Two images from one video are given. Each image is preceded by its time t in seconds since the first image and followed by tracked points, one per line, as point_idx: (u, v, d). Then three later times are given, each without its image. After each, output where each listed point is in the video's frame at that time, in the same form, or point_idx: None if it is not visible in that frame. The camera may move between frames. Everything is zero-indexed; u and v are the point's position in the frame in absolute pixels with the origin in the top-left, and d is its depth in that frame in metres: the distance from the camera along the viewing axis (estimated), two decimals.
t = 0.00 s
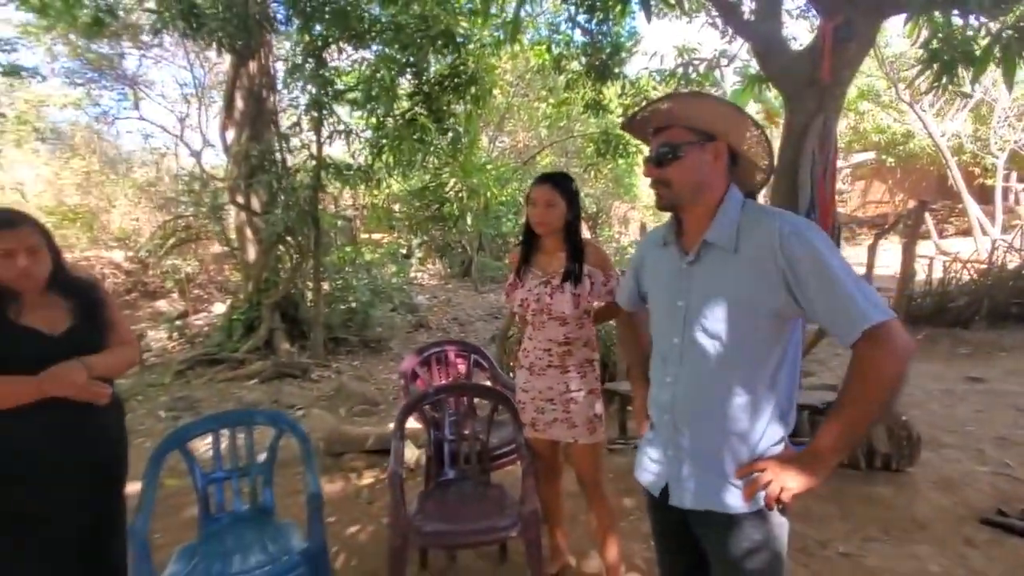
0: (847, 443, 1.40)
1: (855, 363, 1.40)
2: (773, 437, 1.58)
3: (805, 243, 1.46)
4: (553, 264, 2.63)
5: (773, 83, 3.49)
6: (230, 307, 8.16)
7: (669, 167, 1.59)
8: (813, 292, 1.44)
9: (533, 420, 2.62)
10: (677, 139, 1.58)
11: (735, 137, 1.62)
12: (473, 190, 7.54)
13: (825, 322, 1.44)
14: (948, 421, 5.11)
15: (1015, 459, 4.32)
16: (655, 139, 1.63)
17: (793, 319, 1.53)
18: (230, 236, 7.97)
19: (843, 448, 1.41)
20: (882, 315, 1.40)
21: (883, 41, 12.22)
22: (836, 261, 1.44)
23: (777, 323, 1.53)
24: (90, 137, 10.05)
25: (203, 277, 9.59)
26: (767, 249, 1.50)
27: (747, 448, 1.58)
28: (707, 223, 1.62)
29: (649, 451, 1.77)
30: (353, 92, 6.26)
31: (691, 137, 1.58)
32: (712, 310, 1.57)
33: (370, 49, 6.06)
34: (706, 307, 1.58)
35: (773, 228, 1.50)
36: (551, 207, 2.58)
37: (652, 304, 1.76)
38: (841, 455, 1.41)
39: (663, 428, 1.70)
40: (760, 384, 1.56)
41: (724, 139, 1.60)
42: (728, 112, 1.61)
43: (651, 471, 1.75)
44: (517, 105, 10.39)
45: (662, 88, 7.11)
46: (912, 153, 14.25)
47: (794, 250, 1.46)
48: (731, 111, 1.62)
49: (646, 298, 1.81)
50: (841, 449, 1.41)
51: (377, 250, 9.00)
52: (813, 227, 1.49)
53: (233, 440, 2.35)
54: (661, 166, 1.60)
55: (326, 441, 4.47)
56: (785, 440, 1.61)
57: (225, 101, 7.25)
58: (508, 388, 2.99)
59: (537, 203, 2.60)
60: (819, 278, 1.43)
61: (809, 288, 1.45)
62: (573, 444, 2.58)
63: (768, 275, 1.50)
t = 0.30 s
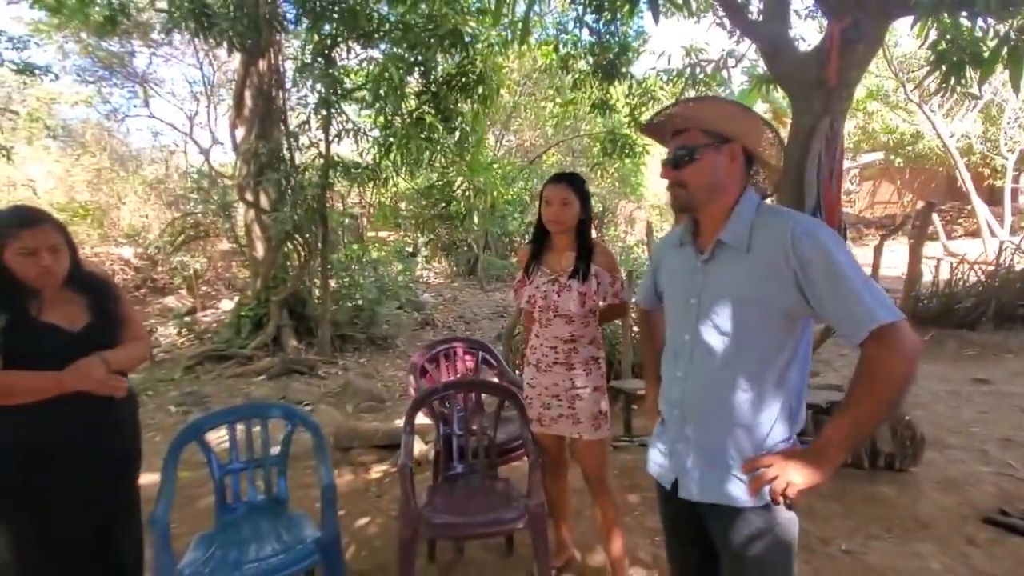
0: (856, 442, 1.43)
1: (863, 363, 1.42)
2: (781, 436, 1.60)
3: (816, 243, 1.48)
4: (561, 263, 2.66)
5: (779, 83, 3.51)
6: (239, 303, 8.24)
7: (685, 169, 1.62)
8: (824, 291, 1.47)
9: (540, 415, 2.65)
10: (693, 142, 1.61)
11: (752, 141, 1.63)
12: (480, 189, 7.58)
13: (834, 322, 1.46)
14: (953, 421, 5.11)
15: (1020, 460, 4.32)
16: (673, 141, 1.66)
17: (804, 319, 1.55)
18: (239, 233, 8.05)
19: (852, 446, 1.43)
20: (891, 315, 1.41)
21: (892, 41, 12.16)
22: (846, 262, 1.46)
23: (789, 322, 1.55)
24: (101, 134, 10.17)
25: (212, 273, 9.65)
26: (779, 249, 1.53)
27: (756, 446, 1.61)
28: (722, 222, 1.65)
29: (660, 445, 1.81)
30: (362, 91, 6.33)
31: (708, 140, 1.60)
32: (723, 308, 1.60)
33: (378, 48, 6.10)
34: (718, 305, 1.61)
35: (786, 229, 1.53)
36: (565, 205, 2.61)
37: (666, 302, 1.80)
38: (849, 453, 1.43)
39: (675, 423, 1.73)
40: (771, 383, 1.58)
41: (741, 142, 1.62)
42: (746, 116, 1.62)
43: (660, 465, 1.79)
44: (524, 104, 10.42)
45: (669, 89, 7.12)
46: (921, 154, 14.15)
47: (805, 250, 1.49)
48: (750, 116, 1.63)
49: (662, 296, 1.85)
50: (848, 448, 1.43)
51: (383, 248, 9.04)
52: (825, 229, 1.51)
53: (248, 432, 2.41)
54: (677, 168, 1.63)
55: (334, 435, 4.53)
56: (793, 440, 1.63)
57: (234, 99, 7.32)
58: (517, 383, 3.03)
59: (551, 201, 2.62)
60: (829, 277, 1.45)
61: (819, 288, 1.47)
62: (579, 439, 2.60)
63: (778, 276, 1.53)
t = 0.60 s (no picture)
0: (880, 447, 1.43)
1: (886, 368, 1.42)
2: (800, 436, 1.63)
3: (838, 245, 1.49)
4: (564, 263, 2.69)
5: (780, 85, 3.52)
6: (242, 300, 8.28)
7: (716, 156, 1.63)
8: (846, 294, 1.48)
9: (541, 410, 2.69)
10: (732, 130, 1.61)
11: (791, 143, 1.63)
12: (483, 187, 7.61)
13: (855, 325, 1.47)
14: (952, 421, 5.13)
15: (1017, 460, 4.34)
16: (713, 124, 1.67)
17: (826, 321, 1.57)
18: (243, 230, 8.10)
19: (876, 451, 1.43)
20: (914, 320, 1.41)
21: (896, 41, 12.15)
22: (868, 265, 1.46)
23: (810, 323, 1.57)
24: (105, 131, 10.19)
25: (215, 270, 9.67)
26: (800, 250, 1.54)
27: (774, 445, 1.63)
28: (745, 221, 1.67)
29: (679, 442, 1.85)
30: (366, 89, 6.36)
31: (746, 131, 1.61)
32: (743, 308, 1.63)
33: (382, 46, 6.13)
34: (738, 304, 1.64)
35: (809, 230, 1.54)
36: (567, 205, 2.64)
37: (686, 300, 1.83)
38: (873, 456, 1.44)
39: (693, 421, 1.77)
40: (790, 383, 1.60)
41: (777, 139, 1.62)
42: (789, 116, 1.62)
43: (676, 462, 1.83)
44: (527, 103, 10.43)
45: (671, 89, 7.13)
46: (925, 154, 14.14)
47: (827, 251, 1.50)
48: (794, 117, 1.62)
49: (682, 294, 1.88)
50: (871, 451, 1.44)
51: (386, 245, 9.06)
52: (848, 231, 1.52)
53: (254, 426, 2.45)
54: (709, 153, 1.64)
55: (338, 430, 4.57)
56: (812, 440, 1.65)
57: (238, 97, 7.33)
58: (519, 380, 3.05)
59: (553, 201, 2.66)
60: (850, 279, 1.47)
61: (841, 291, 1.49)
62: (579, 434, 2.64)
63: (800, 277, 1.55)
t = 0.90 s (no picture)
0: (908, 460, 1.34)
1: (916, 374, 1.37)
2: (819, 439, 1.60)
3: (865, 243, 1.46)
4: (567, 262, 2.71)
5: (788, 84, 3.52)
6: (254, 297, 8.38)
7: (748, 145, 1.64)
8: (870, 293, 1.44)
9: (544, 407, 2.71)
10: (767, 119, 1.62)
11: (827, 133, 1.63)
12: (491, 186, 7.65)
13: (879, 325, 1.43)
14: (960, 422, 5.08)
15: None
16: (747, 114, 1.67)
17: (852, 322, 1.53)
18: (254, 229, 8.21)
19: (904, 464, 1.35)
20: (946, 326, 1.36)
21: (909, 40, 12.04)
22: (897, 265, 1.42)
23: (833, 323, 1.54)
24: (120, 131, 10.30)
25: (227, 268, 9.77)
26: (824, 247, 1.53)
27: (791, 446, 1.62)
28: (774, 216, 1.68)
29: (698, 437, 1.87)
30: (376, 89, 6.41)
31: (781, 120, 1.62)
32: (764, 304, 1.64)
33: (391, 46, 6.21)
34: (759, 300, 1.65)
35: (836, 227, 1.52)
36: (570, 205, 2.66)
37: (714, 295, 1.85)
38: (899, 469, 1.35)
39: (712, 416, 1.79)
40: (811, 384, 1.59)
41: (813, 128, 1.63)
42: (828, 104, 1.63)
43: (696, 461, 1.85)
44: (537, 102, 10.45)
45: (680, 89, 7.13)
46: (938, 153, 13.97)
47: (852, 249, 1.48)
48: (831, 105, 1.63)
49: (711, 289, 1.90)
50: (897, 462, 1.35)
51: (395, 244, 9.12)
52: (880, 229, 1.48)
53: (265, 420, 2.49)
54: (741, 142, 1.65)
55: (345, 425, 4.62)
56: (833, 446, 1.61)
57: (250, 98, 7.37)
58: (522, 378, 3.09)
59: (554, 202, 2.68)
60: (875, 281, 1.43)
61: (865, 291, 1.45)
62: (581, 431, 2.66)
63: (823, 275, 1.53)
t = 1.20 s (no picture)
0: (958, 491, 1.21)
1: (962, 395, 1.23)
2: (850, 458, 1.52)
3: (901, 251, 1.36)
4: (589, 262, 2.70)
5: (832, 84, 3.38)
6: (295, 294, 8.67)
7: (797, 147, 1.57)
8: (904, 307, 1.34)
9: (566, 405, 2.70)
10: (816, 118, 1.55)
11: (890, 127, 1.53)
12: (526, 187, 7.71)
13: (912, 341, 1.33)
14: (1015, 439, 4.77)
15: None
16: (796, 114, 1.61)
17: (890, 336, 1.43)
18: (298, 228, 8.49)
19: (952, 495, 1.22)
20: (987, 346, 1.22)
21: (971, 35, 11.40)
22: (933, 277, 1.30)
23: (867, 336, 1.46)
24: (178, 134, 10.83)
25: (273, 266, 10.06)
26: (859, 256, 1.45)
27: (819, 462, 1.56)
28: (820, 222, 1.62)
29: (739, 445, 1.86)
30: (416, 92, 6.54)
31: (834, 119, 1.54)
32: (796, 313, 1.59)
33: (432, 49, 6.36)
34: (793, 308, 1.61)
35: (874, 233, 1.44)
36: (592, 204, 2.65)
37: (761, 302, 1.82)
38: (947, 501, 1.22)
39: (748, 424, 1.78)
40: (843, 399, 1.51)
41: (873, 124, 1.53)
42: (890, 99, 1.53)
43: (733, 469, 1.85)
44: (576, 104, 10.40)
45: (721, 89, 6.99)
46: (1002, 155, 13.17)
47: (888, 257, 1.39)
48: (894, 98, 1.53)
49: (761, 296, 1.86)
50: (943, 494, 1.22)
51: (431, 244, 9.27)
52: (925, 237, 1.36)
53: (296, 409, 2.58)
54: (790, 144, 1.59)
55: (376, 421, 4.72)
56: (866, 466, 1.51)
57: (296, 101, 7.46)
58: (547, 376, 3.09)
59: (577, 202, 2.68)
60: (908, 292, 1.33)
61: (899, 304, 1.36)
62: (604, 429, 2.64)
63: (857, 285, 1.46)
